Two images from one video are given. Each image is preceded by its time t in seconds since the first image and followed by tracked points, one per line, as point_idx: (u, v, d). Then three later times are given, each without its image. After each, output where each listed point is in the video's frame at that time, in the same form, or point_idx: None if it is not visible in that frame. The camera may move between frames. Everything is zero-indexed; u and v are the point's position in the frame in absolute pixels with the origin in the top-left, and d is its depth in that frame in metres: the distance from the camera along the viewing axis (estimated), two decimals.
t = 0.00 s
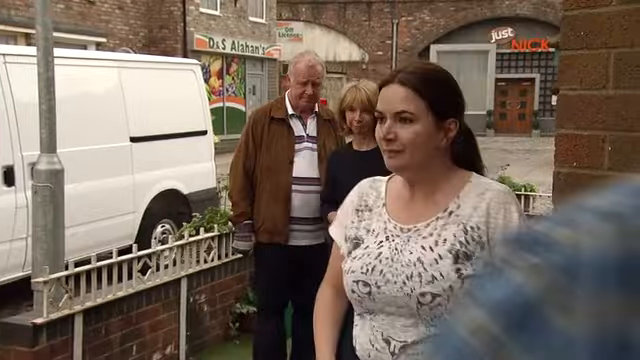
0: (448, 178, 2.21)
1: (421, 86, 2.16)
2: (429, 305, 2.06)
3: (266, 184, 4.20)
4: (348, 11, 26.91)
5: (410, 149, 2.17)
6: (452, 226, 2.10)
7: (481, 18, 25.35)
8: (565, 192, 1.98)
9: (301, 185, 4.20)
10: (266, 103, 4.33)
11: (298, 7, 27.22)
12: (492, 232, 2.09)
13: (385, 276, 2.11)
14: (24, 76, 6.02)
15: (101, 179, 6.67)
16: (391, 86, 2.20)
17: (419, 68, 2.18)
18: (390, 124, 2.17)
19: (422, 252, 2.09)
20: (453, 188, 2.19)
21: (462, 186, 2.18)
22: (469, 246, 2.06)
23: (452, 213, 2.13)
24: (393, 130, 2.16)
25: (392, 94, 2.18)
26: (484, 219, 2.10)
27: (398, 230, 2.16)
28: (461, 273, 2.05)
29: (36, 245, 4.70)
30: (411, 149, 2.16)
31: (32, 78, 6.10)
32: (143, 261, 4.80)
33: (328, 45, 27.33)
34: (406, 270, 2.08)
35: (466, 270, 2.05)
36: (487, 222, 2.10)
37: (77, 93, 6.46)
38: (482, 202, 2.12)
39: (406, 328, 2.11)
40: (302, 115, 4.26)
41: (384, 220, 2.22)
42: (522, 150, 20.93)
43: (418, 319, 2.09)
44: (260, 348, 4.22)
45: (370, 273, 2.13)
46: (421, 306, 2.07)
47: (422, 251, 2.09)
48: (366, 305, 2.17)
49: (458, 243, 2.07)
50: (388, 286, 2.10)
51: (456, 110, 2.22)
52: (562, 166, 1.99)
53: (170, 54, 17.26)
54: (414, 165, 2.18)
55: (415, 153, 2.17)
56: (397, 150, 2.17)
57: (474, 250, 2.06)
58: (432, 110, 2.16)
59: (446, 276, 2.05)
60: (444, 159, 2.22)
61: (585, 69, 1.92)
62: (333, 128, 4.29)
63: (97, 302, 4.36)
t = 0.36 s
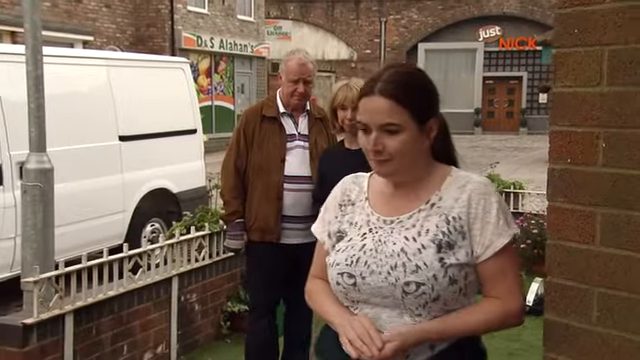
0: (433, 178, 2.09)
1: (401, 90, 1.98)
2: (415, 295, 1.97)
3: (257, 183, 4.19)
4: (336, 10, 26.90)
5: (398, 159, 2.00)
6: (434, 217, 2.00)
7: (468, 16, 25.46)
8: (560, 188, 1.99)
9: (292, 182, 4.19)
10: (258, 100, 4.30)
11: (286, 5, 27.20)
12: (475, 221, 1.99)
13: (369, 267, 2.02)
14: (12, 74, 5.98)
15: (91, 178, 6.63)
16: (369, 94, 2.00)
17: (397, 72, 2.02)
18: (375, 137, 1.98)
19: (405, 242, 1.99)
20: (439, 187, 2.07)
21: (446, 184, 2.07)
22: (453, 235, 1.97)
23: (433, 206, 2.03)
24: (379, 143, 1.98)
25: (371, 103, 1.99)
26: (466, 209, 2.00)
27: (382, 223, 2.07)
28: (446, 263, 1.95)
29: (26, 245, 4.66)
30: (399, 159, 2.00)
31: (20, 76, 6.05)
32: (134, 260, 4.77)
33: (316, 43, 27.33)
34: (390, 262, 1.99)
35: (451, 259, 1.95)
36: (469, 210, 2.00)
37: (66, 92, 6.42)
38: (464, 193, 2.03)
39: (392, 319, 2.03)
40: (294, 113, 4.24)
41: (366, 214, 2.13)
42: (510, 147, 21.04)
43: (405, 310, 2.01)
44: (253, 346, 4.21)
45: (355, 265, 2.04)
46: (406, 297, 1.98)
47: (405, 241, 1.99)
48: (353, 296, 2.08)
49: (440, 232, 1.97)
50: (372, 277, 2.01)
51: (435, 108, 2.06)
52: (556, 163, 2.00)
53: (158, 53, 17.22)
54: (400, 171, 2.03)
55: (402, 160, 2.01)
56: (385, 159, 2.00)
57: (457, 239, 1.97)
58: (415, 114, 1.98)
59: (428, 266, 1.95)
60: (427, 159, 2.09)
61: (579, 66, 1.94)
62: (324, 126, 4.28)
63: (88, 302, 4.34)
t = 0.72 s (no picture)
0: (408, 176, 2.00)
1: (371, 79, 1.96)
2: (389, 297, 1.89)
3: (251, 179, 4.16)
4: (326, 7, 26.78)
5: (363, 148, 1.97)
6: (413, 220, 1.89)
7: (458, 13, 25.51)
8: (558, 182, 1.99)
9: (286, 180, 4.17)
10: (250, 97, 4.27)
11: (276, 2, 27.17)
12: (453, 226, 1.86)
13: (346, 267, 1.94)
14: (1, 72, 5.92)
15: (81, 175, 6.58)
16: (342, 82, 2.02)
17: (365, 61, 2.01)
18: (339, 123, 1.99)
19: (381, 244, 1.90)
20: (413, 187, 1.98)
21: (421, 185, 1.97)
22: (431, 239, 1.86)
23: (411, 208, 1.92)
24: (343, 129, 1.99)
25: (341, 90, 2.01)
26: (445, 213, 1.88)
27: (360, 221, 2.01)
28: (421, 267, 1.85)
29: (17, 243, 4.62)
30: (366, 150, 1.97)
31: (10, 73, 6.00)
32: (127, 258, 4.73)
33: (307, 40, 27.30)
34: (366, 263, 1.90)
35: (426, 264, 1.85)
36: (448, 214, 1.87)
37: (56, 89, 6.37)
38: (442, 196, 1.90)
39: (368, 317, 1.95)
40: (287, 110, 4.21)
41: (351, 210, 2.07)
42: (500, 144, 21.12)
43: (381, 310, 1.92)
44: (247, 344, 4.19)
45: (334, 264, 1.97)
46: (381, 298, 1.90)
47: (381, 244, 1.90)
48: (332, 294, 2.01)
49: (417, 236, 1.87)
50: (349, 277, 1.94)
51: (414, 104, 1.97)
52: (554, 157, 2.00)
53: (148, 50, 17.18)
54: (356, 155, 2.01)
55: (353, 145, 1.99)
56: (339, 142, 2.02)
57: (434, 244, 1.86)
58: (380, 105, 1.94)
59: (402, 269, 1.86)
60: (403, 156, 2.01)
61: (576, 60, 1.94)
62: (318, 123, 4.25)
63: (81, 300, 4.31)
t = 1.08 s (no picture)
0: (388, 174, 1.83)
1: (345, 74, 1.83)
2: (338, 290, 1.85)
3: (244, 178, 4.11)
4: (316, 4, 26.68)
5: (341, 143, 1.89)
6: (367, 217, 1.80)
7: (447, 10, 25.58)
8: (556, 177, 1.99)
9: (280, 177, 4.14)
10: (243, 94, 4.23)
11: None
12: (398, 227, 1.72)
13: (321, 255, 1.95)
14: None
15: (72, 174, 6.52)
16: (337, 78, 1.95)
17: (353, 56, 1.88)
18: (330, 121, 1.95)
19: (341, 237, 1.86)
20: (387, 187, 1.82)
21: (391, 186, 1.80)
22: (377, 237, 1.75)
23: (375, 206, 1.80)
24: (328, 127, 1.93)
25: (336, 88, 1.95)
26: (392, 213, 1.74)
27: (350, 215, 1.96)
28: (360, 263, 1.77)
29: (8, 243, 4.58)
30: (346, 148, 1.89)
31: None
32: (119, 256, 4.70)
33: (297, 37, 27.31)
34: (329, 254, 1.88)
35: (366, 261, 1.76)
36: (395, 214, 1.73)
37: (46, 87, 6.31)
38: (396, 197, 1.75)
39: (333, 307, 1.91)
40: (281, 107, 4.18)
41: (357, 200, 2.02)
42: (489, 140, 21.21)
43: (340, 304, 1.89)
44: (240, 342, 4.16)
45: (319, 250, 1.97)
46: (333, 288, 1.86)
47: (342, 237, 1.85)
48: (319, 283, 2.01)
49: (365, 232, 1.78)
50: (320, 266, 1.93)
51: (391, 95, 1.77)
52: (552, 152, 2.00)
53: (137, 48, 17.15)
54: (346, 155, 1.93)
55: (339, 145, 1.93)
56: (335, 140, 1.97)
57: (378, 243, 1.75)
58: (346, 98, 1.81)
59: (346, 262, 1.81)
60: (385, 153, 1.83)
61: (574, 54, 1.94)
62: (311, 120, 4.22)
63: (73, 299, 4.27)
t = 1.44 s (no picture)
0: (405, 172, 1.77)
1: (352, 77, 1.80)
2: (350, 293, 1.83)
3: (237, 177, 4.09)
4: (305, 3, 26.63)
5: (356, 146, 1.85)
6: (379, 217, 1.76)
7: (435, 9, 25.66)
8: (554, 175, 1.98)
9: (273, 176, 4.12)
10: (236, 93, 4.21)
11: None
12: (404, 227, 1.67)
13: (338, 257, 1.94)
14: None
15: (61, 174, 6.47)
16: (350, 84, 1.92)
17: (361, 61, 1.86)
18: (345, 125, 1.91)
19: (354, 238, 1.84)
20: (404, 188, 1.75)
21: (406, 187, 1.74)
22: (385, 238, 1.72)
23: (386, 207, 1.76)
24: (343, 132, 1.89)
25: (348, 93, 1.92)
26: (398, 213, 1.69)
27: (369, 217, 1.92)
28: (368, 266, 1.74)
29: None
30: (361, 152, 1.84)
31: None
32: (110, 257, 4.67)
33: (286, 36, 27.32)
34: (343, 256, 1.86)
35: (373, 263, 1.73)
36: (401, 214, 1.68)
37: (34, 86, 6.26)
38: (404, 197, 1.70)
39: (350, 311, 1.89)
40: (273, 106, 4.16)
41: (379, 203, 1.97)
42: (478, 139, 21.31)
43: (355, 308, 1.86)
44: (234, 341, 4.14)
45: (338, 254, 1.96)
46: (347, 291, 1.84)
47: (355, 239, 1.82)
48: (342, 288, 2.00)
49: (375, 233, 1.75)
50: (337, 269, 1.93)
51: (401, 91, 1.72)
52: (551, 149, 1.99)
53: (125, 46, 17.12)
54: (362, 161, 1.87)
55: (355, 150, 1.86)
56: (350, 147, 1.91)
57: (386, 244, 1.71)
58: (357, 99, 1.77)
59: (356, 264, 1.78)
60: (400, 153, 1.77)
61: (572, 51, 1.93)
62: (304, 119, 4.19)
63: (64, 299, 4.23)
